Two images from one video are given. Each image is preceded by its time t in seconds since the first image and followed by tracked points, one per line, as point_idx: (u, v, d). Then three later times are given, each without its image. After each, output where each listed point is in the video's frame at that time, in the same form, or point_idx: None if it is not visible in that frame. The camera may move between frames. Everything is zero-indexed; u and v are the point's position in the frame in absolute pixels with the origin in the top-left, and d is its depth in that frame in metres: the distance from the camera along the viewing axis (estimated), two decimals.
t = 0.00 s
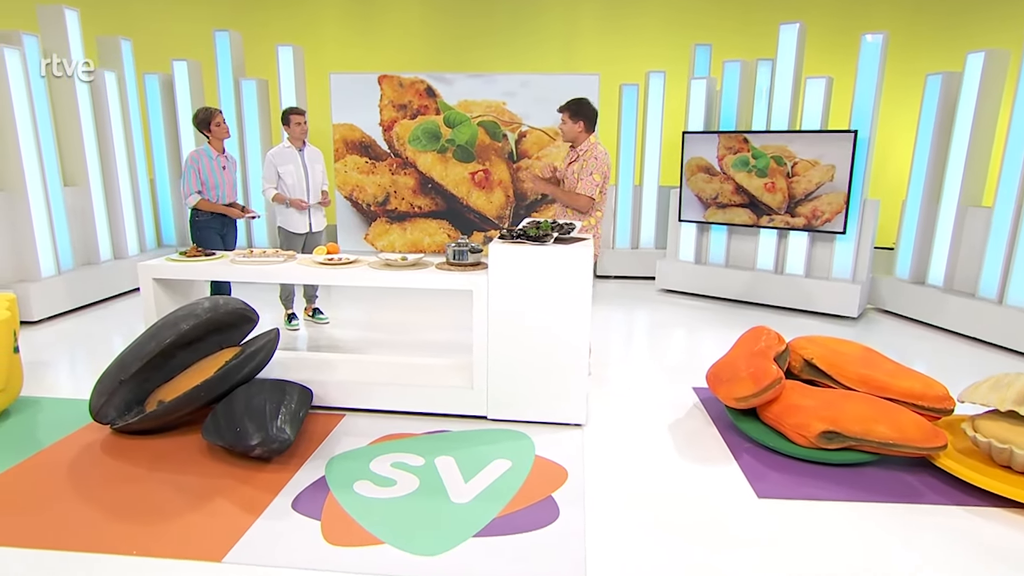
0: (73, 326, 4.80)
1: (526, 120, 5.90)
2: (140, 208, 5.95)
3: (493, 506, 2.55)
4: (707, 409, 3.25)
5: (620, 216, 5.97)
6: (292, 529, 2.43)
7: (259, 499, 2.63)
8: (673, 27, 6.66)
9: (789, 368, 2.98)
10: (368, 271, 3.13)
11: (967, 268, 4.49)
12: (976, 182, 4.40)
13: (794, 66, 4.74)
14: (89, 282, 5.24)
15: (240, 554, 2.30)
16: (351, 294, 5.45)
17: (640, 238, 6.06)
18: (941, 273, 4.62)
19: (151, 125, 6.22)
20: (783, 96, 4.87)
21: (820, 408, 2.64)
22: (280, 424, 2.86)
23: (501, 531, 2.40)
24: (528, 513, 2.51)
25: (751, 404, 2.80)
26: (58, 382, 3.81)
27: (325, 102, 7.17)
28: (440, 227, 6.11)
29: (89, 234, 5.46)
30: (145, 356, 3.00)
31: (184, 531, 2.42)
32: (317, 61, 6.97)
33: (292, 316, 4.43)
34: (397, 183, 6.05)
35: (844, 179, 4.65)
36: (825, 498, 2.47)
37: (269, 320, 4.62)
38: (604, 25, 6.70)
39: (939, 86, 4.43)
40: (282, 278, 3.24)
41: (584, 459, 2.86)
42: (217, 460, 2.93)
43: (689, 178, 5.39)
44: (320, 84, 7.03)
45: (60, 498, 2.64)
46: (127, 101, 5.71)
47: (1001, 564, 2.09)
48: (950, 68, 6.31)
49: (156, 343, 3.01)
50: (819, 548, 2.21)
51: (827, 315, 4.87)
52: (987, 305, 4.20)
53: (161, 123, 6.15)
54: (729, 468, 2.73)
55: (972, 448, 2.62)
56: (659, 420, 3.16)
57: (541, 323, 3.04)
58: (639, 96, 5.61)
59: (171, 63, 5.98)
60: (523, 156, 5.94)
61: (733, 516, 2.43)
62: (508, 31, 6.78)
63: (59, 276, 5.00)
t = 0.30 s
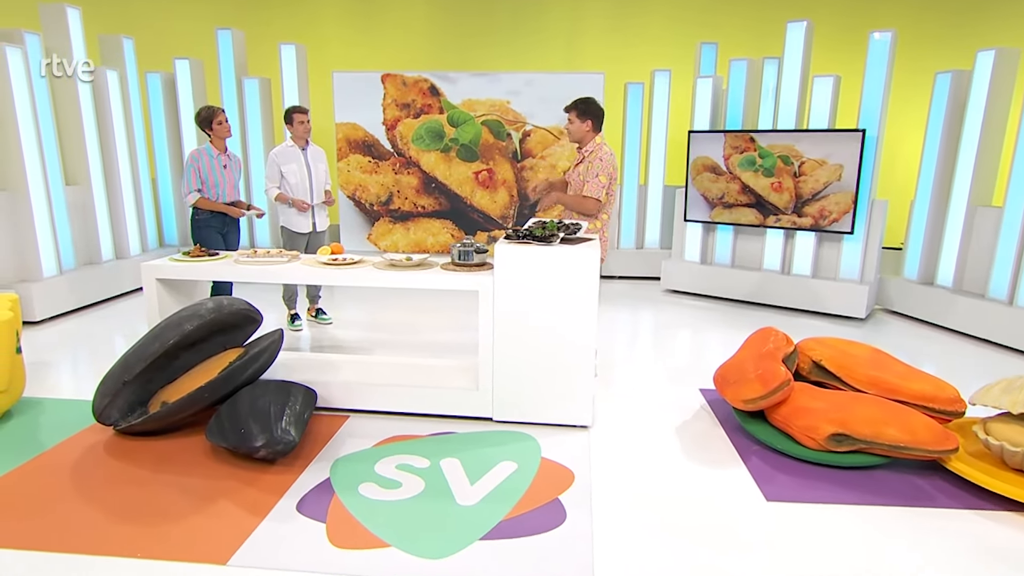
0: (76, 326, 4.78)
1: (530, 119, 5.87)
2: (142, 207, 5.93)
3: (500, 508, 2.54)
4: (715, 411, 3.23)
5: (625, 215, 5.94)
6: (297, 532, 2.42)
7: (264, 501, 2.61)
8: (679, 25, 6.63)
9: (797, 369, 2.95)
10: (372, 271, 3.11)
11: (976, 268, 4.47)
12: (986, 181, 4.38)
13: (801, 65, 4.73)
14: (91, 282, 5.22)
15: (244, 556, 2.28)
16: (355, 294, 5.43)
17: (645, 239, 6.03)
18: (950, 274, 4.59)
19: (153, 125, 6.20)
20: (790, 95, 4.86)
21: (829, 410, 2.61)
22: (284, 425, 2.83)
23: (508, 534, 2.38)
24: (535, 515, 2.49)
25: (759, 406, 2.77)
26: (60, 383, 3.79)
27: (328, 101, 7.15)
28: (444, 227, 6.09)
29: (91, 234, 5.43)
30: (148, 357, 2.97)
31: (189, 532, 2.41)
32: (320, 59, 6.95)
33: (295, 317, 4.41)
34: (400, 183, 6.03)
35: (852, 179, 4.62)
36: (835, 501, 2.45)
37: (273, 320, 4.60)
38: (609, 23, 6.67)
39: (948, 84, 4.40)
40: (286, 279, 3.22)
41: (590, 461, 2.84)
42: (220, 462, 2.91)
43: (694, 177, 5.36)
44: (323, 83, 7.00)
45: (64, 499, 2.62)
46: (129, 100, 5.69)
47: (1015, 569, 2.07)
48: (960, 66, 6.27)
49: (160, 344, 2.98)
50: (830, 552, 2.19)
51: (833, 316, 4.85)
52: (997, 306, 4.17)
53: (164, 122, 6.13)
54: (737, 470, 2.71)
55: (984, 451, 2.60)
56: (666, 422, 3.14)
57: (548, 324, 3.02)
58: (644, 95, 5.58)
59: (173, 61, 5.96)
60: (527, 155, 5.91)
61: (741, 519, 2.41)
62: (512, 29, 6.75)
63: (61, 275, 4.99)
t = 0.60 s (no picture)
0: (78, 326, 4.76)
1: (535, 118, 5.85)
2: (145, 207, 5.91)
3: (507, 511, 2.51)
4: (723, 413, 3.20)
5: (630, 215, 5.91)
6: (303, 535, 2.40)
7: (269, 503, 2.59)
8: (685, 24, 6.60)
9: (806, 371, 2.93)
10: (379, 271, 3.09)
11: (987, 269, 4.44)
12: (997, 181, 4.35)
13: (809, 63, 4.70)
14: (93, 282, 5.20)
15: (250, 560, 2.26)
16: (358, 294, 5.41)
17: (650, 239, 6.00)
18: (960, 275, 4.57)
19: (155, 124, 6.18)
20: (798, 94, 4.83)
21: (839, 412, 2.59)
22: (290, 427, 2.81)
23: (516, 537, 2.36)
24: (543, 518, 2.46)
25: (768, 409, 2.75)
26: (63, 384, 3.77)
27: (332, 100, 7.12)
28: (448, 227, 6.06)
29: (93, 234, 5.42)
30: (153, 359, 2.95)
31: (194, 535, 2.38)
32: (323, 58, 6.92)
33: (299, 317, 4.38)
34: (404, 182, 6.00)
35: (861, 178, 4.59)
36: (846, 505, 2.43)
37: (276, 321, 4.58)
38: (614, 22, 6.64)
39: (959, 83, 4.37)
40: (292, 279, 3.20)
41: (598, 464, 2.82)
42: (225, 463, 2.89)
43: (701, 177, 5.34)
44: (327, 82, 6.98)
45: (68, 501, 2.60)
46: (132, 99, 5.67)
47: None
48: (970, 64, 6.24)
49: (164, 345, 2.95)
50: (842, 556, 2.17)
51: (840, 317, 4.82)
52: (1008, 307, 4.15)
53: (166, 122, 6.10)
54: (746, 473, 2.68)
55: (998, 455, 2.57)
56: (673, 424, 3.12)
57: (556, 325, 3.00)
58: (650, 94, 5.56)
59: (176, 60, 5.94)
60: (532, 154, 5.88)
61: (751, 523, 2.38)
62: (517, 28, 6.72)
63: (63, 276, 4.96)
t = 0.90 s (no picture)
0: (80, 327, 4.74)
1: (540, 117, 5.81)
2: (146, 206, 5.89)
3: (515, 515, 2.49)
4: (732, 415, 3.17)
5: (636, 215, 5.87)
6: (309, 539, 2.37)
7: (274, 506, 2.56)
8: (691, 22, 6.55)
9: (817, 373, 2.89)
10: (384, 272, 3.07)
11: (999, 269, 4.40)
12: (1010, 181, 4.31)
13: (818, 61, 4.66)
14: (94, 282, 5.17)
15: (256, 564, 2.23)
16: (362, 295, 5.39)
17: (656, 239, 5.96)
18: (971, 276, 4.53)
19: (158, 123, 6.15)
20: (807, 93, 4.80)
21: (851, 416, 2.56)
22: (295, 429, 2.79)
23: (524, 541, 2.33)
24: (551, 522, 2.44)
25: (779, 411, 2.72)
26: (65, 385, 3.74)
27: (335, 98, 7.09)
28: (452, 227, 6.03)
29: (95, 233, 5.39)
30: (157, 360, 2.92)
31: (198, 538, 2.36)
32: (326, 56, 6.88)
33: (302, 318, 4.35)
34: (408, 181, 5.97)
35: (871, 177, 4.56)
36: (858, 510, 2.40)
37: (279, 322, 4.55)
38: (620, 19, 6.59)
39: (970, 80, 4.34)
40: (297, 279, 3.17)
41: (606, 467, 2.79)
42: (229, 466, 2.86)
43: (708, 176, 5.31)
44: (330, 81, 6.94)
45: (70, 504, 2.57)
46: (134, 97, 5.64)
47: None
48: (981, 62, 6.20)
49: (168, 347, 2.93)
50: (856, 562, 2.14)
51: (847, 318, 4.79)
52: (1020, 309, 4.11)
53: (168, 120, 6.07)
54: (756, 477, 2.65)
55: (1012, 459, 2.54)
56: (682, 427, 3.09)
57: (565, 327, 2.97)
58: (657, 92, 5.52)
59: (178, 58, 5.91)
60: (537, 153, 5.85)
61: (762, 527, 2.35)
62: (521, 26, 6.68)
63: (64, 276, 4.93)
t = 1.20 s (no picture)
0: (82, 328, 4.72)
1: (544, 116, 5.78)
2: (148, 206, 5.87)
3: (522, 518, 2.46)
4: (740, 418, 3.15)
5: (641, 215, 5.85)
6: (314, 542, 2.34)
7: (279, 509, 2.54)
8: (697, 20, 6.52)
9: (826, 375, 2.87)
10: (389, 272, 3.04)
11: (1010, 270, 4.37)
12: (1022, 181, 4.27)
13: (826, 59, 4.63)
14: (96, 282, 5.15)
15: (260, 568, 2.21)
16: (365, 295, 5.36)
17: (662, 239, 5.93)
18: (982, 276, 4.50)
19: (159, 122, 6.13)
20: (815, 91, 4.77)
21: (862, 419, 2.53)
22: (300, 431, 2.76)
23: (531, 545, 2.31)
24: (558, 525, 2.41)
25: (788, 414, 2.70)
26: (66, 386, 3.72)
27: (338, 97, 7.06)
28: (456, 226, 6.00)
29: (96, 233, 5.37)
30: (161, 361, 2.90)
31: (203, 542, 2.33)
32: (329, 55, 6.86)
33: (305, 318, 4.33)
34: (411, 181, 5.95)
35: (880, 177, 4.53)
36: (869, 514, 2.37)
37: (282, 323, 4.53)
38: (625, 18, 6.56)
39: (981, 78, 4.31)
40: (301, 280, 3.14)
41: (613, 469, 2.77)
42: (233, 468, 2.84)
43: (714, 175, 5.29)
44: (333, 79, 6.92)
45: (73, 507, 2.55)
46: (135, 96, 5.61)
47: None
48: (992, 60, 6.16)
49: (172, 347, 2.91)
50: (867, 567, 2.11)
51: (853, 319, 4.77)
52: None
53: (170, 119, 6.05)
54: (765, 480, 2.63)
55: None
56: (689, 429, 3.06)
57: (572, 328, 2.94)
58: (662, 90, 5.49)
59: (180, 56, 5.89)
60: (542, 153, 5.82)
61: (771, 530, 2.33)
62: (526, 24, 6.65)
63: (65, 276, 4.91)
